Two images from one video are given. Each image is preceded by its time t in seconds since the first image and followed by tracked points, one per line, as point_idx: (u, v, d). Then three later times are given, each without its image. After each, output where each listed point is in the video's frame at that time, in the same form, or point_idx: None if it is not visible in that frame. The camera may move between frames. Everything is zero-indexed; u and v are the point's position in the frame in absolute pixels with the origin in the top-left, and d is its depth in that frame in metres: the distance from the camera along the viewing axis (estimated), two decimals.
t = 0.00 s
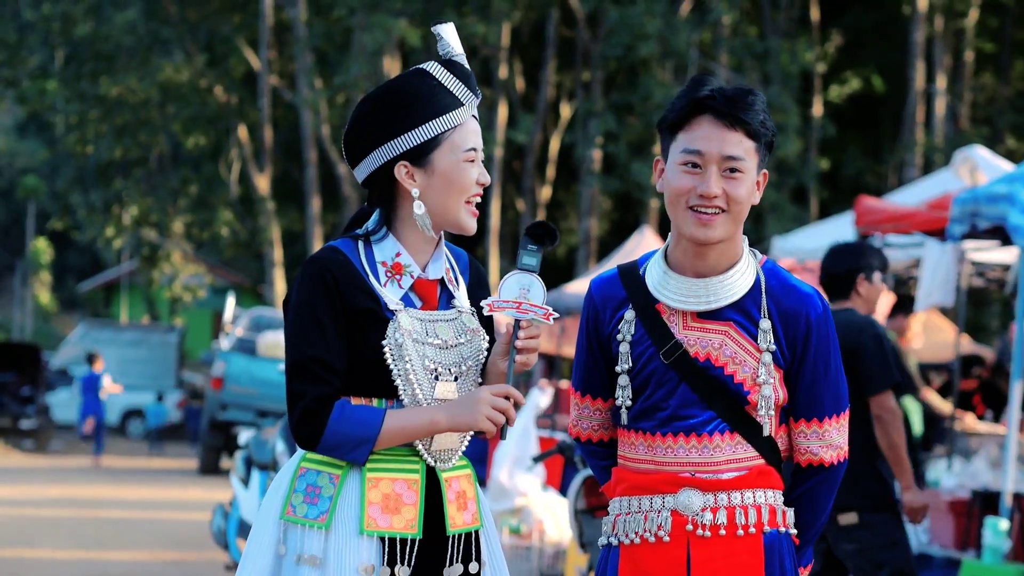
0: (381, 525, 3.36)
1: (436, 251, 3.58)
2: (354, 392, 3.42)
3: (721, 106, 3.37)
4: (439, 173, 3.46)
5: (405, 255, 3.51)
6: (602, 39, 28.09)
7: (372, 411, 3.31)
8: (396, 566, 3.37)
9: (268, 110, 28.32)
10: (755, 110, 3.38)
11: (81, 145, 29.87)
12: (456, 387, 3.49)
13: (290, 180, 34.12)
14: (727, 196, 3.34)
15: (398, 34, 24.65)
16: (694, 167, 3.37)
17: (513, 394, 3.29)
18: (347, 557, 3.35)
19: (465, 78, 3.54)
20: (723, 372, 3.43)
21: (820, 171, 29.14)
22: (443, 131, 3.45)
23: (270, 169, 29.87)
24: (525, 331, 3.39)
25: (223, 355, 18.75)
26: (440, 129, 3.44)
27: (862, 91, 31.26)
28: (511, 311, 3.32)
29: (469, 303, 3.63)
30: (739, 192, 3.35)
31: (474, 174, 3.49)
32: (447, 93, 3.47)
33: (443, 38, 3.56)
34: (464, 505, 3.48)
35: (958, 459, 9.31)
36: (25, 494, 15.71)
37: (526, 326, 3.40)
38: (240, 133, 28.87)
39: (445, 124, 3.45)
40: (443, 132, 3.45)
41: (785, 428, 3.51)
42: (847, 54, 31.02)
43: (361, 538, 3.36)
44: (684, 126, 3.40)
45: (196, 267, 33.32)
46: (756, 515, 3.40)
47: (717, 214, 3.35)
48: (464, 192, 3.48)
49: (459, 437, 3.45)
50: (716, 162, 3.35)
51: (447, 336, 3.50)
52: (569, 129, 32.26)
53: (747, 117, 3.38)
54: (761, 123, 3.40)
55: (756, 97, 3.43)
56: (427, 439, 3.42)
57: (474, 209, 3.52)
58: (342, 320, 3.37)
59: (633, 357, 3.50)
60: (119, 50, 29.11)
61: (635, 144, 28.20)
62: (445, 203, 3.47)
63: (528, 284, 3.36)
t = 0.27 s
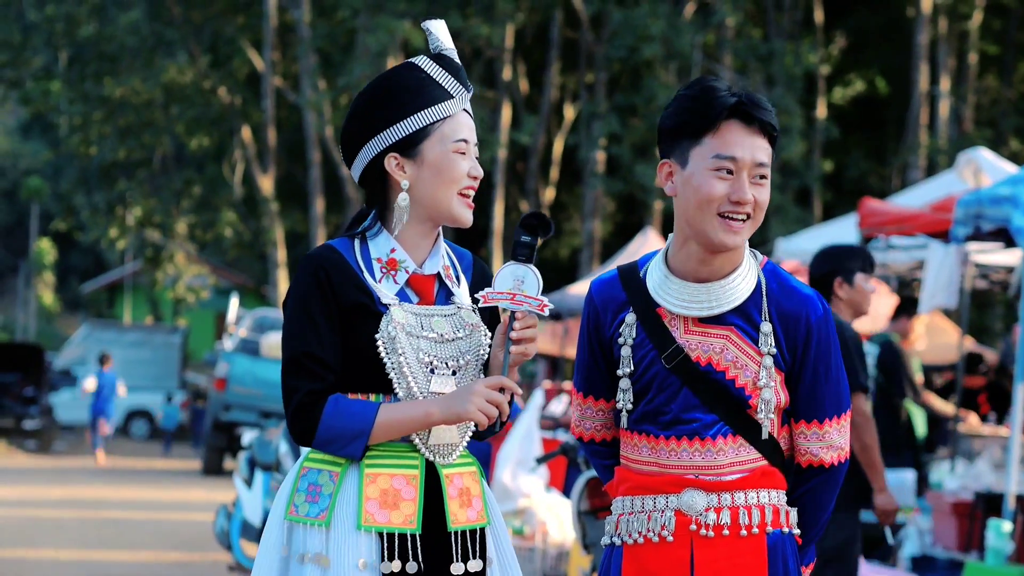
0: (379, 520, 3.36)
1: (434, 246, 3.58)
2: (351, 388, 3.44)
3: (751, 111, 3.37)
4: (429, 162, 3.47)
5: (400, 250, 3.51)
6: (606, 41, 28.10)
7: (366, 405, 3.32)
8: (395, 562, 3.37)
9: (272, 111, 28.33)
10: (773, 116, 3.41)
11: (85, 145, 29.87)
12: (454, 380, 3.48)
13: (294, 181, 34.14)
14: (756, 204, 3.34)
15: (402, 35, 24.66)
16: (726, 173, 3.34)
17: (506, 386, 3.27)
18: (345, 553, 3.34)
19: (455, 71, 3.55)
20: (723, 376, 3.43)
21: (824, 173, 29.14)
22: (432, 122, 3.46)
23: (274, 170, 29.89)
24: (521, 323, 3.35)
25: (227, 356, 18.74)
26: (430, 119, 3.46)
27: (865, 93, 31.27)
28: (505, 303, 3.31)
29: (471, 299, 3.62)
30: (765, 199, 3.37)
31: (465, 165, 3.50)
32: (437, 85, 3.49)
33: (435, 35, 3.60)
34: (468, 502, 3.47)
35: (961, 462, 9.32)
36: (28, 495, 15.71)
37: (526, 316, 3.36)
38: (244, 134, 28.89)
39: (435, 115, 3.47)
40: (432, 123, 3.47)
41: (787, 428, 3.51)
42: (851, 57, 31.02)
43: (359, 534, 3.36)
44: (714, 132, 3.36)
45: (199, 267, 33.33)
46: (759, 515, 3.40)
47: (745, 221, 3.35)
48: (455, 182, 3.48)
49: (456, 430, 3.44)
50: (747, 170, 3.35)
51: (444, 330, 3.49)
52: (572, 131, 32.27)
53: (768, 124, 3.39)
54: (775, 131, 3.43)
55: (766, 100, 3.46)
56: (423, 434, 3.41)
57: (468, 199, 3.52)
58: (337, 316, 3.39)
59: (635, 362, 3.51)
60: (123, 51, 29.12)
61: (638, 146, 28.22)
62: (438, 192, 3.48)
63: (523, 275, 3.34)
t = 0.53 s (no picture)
0: (373, 517, 3.36)
1: (432, 244, 3.58)
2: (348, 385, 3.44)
3: (761, 115, 3.35)
4: (416, 154, 3.48)
5: (396, 248, 3.50)
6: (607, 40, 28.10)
7: (359, 399, 3.32)
8: (389, 558, 3.37)
9: (273, 110, 28.33)
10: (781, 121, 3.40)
11: (86, 144, 29.86)
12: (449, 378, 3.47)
13: (295, 181, 34.13)
14: (771, 209, 3.33)
15: (403, 34, 24.66)
16: (742, 178, 3.32)
17: (492, 375, 3.24)
18: (341, 549, 3.34)
19: (441, 65, 3.57)
20: (728, 379, 3.43)
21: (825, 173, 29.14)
22: (417, 115, 3.48)
23: (275, 168, 29.90)
24: (504, 310, 3.35)
25: (227, 356, 18.74)
26: (413, 112, 3.48)
27: (866, 93, 31.27)
28: (482, 292, 3.32)
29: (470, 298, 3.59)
30: (778, 204, 3.36)
31: (453, 156, 3.50)
32: (423, 80, 3.51)
33: (421, 32, 3.62)
34: (466, 499, 3.47)
35: (962, 462, 9.34)
36: (29, 494, 15.69)
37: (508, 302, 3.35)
38: (245, 133, 28.89)
39: (420, 108, 3.48)
40: (417, 116, 3.48)
41: (789, 428, 3.51)
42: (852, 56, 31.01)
43: (353, 530, 3.36)
44: (727, 137, 3.33)
45: (200, 266, 33.32)
46: (762, 514, 3.42)
47: (761, 225, 3.33)
48: (444, 173, 3.48)
49: (449, 428, 3.43)
50: (762, 174, 3.33)
51: (439, 327, 3.48)
52: (573, 130, 32.27)
53: (777, 128, 3.38)
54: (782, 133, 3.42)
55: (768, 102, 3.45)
56: (416, 430, 3.40)
57: (459, 189, 3.53)
58: (330, 313, 3.40)
59: (641, 364, 3.50)
60: (124, 50, 29.11)
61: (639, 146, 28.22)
62: (427, 183, 3.48)
63: (497, 261, 3.32)
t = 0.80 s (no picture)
0: (366, 526, 3.34)
1: (438, 253, 3.56)
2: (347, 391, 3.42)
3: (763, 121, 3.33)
4: (426, 162, 3.47)
5: (404, 256, 3.49)
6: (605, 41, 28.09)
7: (360, 408, 3.31)
8: (380, 567, 3.36)
9: (271, 111, 28.32)
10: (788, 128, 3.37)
11: (84, 145, 29.87)
12: (448, 390, 3.46)
13: (293, 181, 34.15)
14: (775, 218, 3.31)
15: (401, 35, 24.69)
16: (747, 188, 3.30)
17: (499, 394, 3.24)
18: (334, 557, 3.33)
19: (452, 73, 3.55)
20: (728, 383, 3.43)
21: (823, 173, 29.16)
22: (428, 122, 3.46)
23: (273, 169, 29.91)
24: (513, 324, 3.34)
25: (225, 356, 18.74)
26: (426, 119, 3.46)
27: (864, 94, 31.28)
28: (495, 305, 3.29)
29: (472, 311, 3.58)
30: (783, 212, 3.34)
31: (463, 165, 3.49)
32: (432, 87, 3.49)
33: (430, 39, 3.60)
34: (458, 510, 3.44)
35: (959, 463, 9.35)
36: (27, 495, 15.70)
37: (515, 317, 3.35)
38: (243, 134, 28.90)
39: (431, 115, 3.47)
40: (427, 124, 3.47)
41: (787, 430, 3.51)
42: (850, 58, 31.03)
43: (345, 538, 3.34)
44: (733, 146, 3.31)
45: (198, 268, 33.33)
46: (759, 516, 3.42)
47: (766, 233, 3.30)
48: (453, 181, 3.47)
49: (446, 437, 3.42)
50: (766, 183, 3.30)
51: (441, 338, 3.46)
52: (571, 131, 32.30)
53: (783, 136, 3.36)
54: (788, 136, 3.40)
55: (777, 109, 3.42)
56: (413, 439, 3.39)
57: (468, 197, 3.50)
58: (335, 319, 3.38)
59: (642, 365, 3.49)
60: (122, 51, 29.14)
61: (638, 146, 28.23)
62: (436, 191, 3.47)
63: (511, 275, 3.30)
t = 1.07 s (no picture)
0: (366, 534, 3.32)
1: (446, 265, 3.51)
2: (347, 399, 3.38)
3: (746, 120, 3.33)
4: (444, 175, 3.42)
5: (411, 266, 3.44)
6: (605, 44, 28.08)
7: (360, 421, 3.28)
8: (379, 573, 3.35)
9: (271, 113, 28.32)
10: (778, 126, 3.36)
11: (84, 148, 29.89)
12: (451, 403, 3.42)
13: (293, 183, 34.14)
14: (752, 215, 3.31)
15: (401, 38, 24.70)
16: (720, 184, 3.32)
17: (500, 422, 3.22)
18: (332, 564, 3.32)
19: (468, 86, 3.50)
20: (724, 385, 3.43)
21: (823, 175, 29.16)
22: (446, 136, 3.41)
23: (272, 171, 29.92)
24: (527, 339, 3.34)
25: (225, 359, 18.75)
26: (444, 132, 3.41)
27: (864, 96, 31.29)
28: (509, 319, 3.30)
29: (477, 322, 3.55)
30: (763, 210, 3.32)
31: (479, 178, 3.45)
32: (449, 99, 3.44)
33: (445, 49, 3.53)
34: (457, 520, 3.44)
35: (959, 465, 9.38)
36: (27, 497, 15.70)
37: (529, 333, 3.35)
38: (243, 136, 28.90)
39: (450, 128, 3.42)
40: (447, 135, 3.42)
41: (786, 434, 3.49)
42: (850, 60, 31.02)
43: (345, 546, 3.33)
44: (709, 144, 3.35)
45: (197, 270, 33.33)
46: (753, 519, 3.42)
47: (742, 231, 3.31)
48: (469, 196, 3.43)
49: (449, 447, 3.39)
50: (742, 180, 3.31)
51: (446, 351, 3.43)
52: (571, 133, 32.30)
53: (771, 133, 3.35)
54: (783, 138, 3.38)
55: (777, 111, 3.40)
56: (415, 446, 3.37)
57: (481, 212, 3.46)
58: (341, 328, 3.34)
59: (643, 362, 3.50)
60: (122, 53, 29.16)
61: (637, 148, 28.23)
62: (452, 205, 3.42)
63: (528, 290, 3.32)
